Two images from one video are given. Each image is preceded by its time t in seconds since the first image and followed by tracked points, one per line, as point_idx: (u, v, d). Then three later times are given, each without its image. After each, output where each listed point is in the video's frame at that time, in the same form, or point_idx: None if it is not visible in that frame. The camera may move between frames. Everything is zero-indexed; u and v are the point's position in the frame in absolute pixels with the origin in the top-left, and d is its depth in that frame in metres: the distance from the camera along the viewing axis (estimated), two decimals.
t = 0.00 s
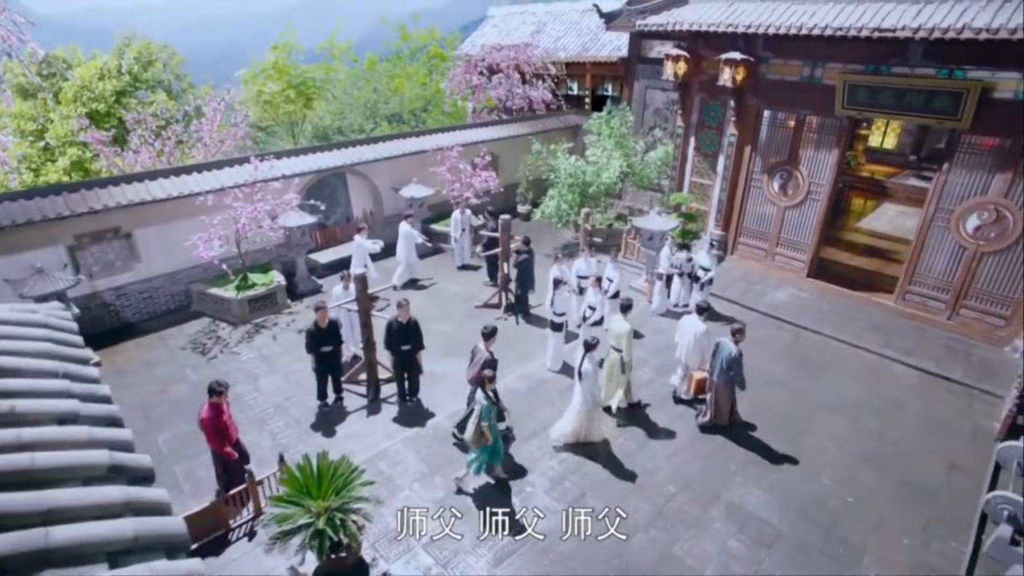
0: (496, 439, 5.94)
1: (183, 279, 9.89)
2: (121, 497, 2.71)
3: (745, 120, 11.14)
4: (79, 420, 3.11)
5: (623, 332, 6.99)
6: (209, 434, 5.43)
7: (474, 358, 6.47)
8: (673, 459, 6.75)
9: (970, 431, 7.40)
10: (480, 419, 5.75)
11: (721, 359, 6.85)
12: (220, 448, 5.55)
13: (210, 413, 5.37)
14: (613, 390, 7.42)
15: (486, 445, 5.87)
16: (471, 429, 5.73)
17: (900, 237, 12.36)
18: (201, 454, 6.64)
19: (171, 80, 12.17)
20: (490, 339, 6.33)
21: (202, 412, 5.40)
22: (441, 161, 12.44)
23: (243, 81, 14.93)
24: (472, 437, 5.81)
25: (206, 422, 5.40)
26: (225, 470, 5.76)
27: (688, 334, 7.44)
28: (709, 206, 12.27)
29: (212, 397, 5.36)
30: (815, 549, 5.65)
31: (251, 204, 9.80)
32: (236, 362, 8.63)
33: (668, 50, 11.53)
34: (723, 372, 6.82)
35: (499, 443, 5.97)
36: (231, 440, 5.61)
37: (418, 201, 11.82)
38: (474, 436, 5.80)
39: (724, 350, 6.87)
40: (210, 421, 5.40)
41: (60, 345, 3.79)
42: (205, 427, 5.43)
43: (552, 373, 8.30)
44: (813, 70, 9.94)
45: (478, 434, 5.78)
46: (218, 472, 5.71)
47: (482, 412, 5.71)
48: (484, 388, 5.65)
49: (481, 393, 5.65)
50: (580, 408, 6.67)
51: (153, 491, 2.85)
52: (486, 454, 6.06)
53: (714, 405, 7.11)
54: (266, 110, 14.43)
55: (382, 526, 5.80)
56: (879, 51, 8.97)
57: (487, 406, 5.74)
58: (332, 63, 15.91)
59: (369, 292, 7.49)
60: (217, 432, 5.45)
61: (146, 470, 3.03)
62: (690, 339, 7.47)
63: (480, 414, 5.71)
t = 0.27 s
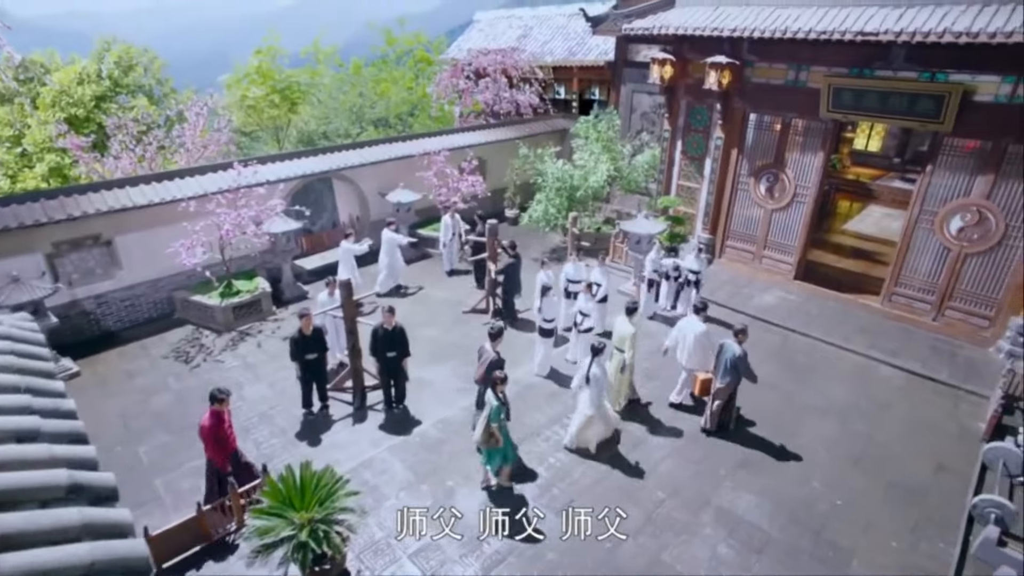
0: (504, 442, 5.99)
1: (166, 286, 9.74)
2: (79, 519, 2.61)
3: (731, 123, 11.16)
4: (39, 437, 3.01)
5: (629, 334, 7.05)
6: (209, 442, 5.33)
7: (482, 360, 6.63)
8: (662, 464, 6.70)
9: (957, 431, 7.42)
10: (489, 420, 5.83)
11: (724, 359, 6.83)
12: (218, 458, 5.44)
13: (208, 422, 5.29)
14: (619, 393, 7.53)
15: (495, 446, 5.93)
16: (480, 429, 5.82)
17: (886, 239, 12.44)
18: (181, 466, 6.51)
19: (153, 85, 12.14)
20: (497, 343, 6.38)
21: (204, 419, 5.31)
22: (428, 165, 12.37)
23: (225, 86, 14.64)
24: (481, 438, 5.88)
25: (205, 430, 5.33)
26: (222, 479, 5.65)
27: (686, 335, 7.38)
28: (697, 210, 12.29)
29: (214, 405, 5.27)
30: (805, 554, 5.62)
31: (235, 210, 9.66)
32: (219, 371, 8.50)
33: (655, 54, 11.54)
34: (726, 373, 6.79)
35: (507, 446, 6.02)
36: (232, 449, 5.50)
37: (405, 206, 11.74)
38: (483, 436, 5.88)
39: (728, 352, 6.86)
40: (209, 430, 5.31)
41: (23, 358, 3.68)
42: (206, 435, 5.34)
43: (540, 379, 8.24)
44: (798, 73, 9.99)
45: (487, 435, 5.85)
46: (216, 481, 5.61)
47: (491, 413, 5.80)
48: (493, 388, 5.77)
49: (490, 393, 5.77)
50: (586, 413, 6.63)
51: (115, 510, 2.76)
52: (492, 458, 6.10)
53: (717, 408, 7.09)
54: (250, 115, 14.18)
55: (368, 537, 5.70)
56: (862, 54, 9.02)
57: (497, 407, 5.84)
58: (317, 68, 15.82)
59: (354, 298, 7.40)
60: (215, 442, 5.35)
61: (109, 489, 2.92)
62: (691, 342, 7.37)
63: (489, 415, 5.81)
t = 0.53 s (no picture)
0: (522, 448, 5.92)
1: (146, 294, 9.56)
2: (16, 506, 2.24)
3: (716, 126, 11.18)
4: None
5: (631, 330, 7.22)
6: (213, 444, 5.48)
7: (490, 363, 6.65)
8: (650, 470, 6.64)
9: (942, 432, 7.44)
10: (507, 427, 5.73)
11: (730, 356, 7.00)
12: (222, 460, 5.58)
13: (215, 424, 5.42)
14: (626, 389, 7.76)
15: (512, 452, 5.86)
16: (498, 436, 5.74)
17: (870, 241, 12.53)
18: (159, 479, 6.35)
19: (131, 89, 12.02)
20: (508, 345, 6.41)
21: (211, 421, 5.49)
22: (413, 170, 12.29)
23: (207, 91, 14.45)
24: (499, 443, 5.82)
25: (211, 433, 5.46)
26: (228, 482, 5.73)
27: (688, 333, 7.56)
28: (683, 213, 12.29)
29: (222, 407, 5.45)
30: (794, 558, 5.58)
31: (216, 216, 9.50)
32: (200, 380, 8.34)
33: (639, 58, 11.56)
34: (733, 370, 6.94)
35: (525, 452, 5.94)
36: (235, 454, 5.64)
37: (390, 211, 11.64)
38: (500, 442, 5.81)
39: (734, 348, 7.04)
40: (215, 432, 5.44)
41: None
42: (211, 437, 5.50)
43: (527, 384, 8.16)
44: (782, 76, 10.04)
45: (505, 441, 5.78)
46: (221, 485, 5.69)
47: (509, 421, 5.69)
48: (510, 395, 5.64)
49: (508, 402, 5.62)
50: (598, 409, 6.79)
51: (56, 494, 2.40)
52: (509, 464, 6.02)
53: (724, 406, 7.18)
54: (231, 119, 14.13)
55: (351, 549, 5.58)
56: (844, 57, 9.09)
57: (515, 414, 5.72)
58: (300, 72, 15.68)
59: (338, 305, 7.29)
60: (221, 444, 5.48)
61: (45, 481, 2.47)
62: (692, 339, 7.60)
63: (507, 424, 5.69)
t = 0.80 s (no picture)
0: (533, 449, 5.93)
1: (125, 302, 9.38)
2: None
3: (702, 129, 11.18)
4: None
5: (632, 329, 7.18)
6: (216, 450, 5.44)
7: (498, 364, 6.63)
8: (638, 475, 6.58)
9: (929, 433, 7.46)
10: (522, 427, 5.73)
11: (735, 354, 7.05)
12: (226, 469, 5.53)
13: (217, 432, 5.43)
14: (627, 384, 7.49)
15: (526, 452, 5.86)
16: (512, 436, 5.72)
17: (855, 243, 12.60)
18: (137, 491, 6.20)
19: (110, 94, 11.84)
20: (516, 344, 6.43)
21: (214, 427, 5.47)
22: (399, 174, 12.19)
23: (188, 95, 14.34)
24: (513, 444, 5.81)
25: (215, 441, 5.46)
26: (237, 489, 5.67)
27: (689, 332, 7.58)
28: (670, 216, 12.28)
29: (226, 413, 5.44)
30: (783, 563, 5.54)
31: (197, 222, 9.32)
32: (181, 388, 8.18)
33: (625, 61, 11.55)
34: (738, 367, 6.97)
35: (536, 453, 5.95)
36: (240, 460, 5.60)
37: (375, 216, 11.54)
38: (515, 442, 5.80)
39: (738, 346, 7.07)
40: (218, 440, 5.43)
41: None
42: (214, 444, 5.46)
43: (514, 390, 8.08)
44: (766, 79, 10.06)
45: (519, 441, 5.78)
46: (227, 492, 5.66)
47: (524, 420, 5.69)
48: (524, 395, 5.65)
49: (523, 401, 5.63)
50: (605, 408, 6.85)
51: None
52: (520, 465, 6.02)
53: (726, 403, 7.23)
54: (213, 124, 14.03)
55: (334, 561, 5.46)
56: (827, 60, 9.12)
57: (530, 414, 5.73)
58: (284, 75, 15.52)
59: (321, 311, 7.18)
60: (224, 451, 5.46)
61: None
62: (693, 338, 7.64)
63: (522, 423, 5.72)
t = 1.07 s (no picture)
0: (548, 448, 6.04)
1: (108, 309, 9.21)
2: None
3: (690, 131, 11.18)
4: None
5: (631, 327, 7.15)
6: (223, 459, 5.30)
7: (503, 365, 6.59)
8: (629, 480, 6.53)
9: (918, 433, 7.47)
10: (537, 428, 5.83)
11: (743, 351, 7.13)
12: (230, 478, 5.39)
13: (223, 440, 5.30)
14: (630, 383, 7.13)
15: (542, 452, 5.97)
16: (528, 437, 5.83)
17: (843, 244, 12.66)
18: (119, 503, 6.06)
19: (91, 96, 11.76)
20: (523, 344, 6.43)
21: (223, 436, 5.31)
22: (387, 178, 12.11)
23: (171, 98, 13.99)
24: (529, 445, 5.90)
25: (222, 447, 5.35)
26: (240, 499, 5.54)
27: (693, 330, 7.61)
28: (659, 218, 12.27)
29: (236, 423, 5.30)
30: (774, 567, 5.50)
31: (181, 226, 9.18)
32: (164, 396, 8.04)
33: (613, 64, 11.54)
34: (748, 365, 7.06)
35: (550, 453, 6.06)
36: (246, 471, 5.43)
37: (363, 221, 11.45)
38: (531, 443, 5.90)
39: (745, 344, 7.15)
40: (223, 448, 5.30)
41: None
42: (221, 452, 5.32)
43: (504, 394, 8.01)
44: (754, 81, 10.09)
45: (535, 442, 5.88)
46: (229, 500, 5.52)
47: (539, 422, 5.79)
48: (537, 396, 5.73)
49: (536, 402, 5.73)
50: (613, 405, 6.91)
51: None
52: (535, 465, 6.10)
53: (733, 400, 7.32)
54: (198, 128, 13.78)
55: (320, 571, 5.36)
56: (813, 62, 9.16)
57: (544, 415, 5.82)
58: (270, 78, 15.37)
59: (307, 317, 7.08)
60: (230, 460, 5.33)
61: None
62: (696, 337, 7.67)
63: (536, 424, 5.82)
